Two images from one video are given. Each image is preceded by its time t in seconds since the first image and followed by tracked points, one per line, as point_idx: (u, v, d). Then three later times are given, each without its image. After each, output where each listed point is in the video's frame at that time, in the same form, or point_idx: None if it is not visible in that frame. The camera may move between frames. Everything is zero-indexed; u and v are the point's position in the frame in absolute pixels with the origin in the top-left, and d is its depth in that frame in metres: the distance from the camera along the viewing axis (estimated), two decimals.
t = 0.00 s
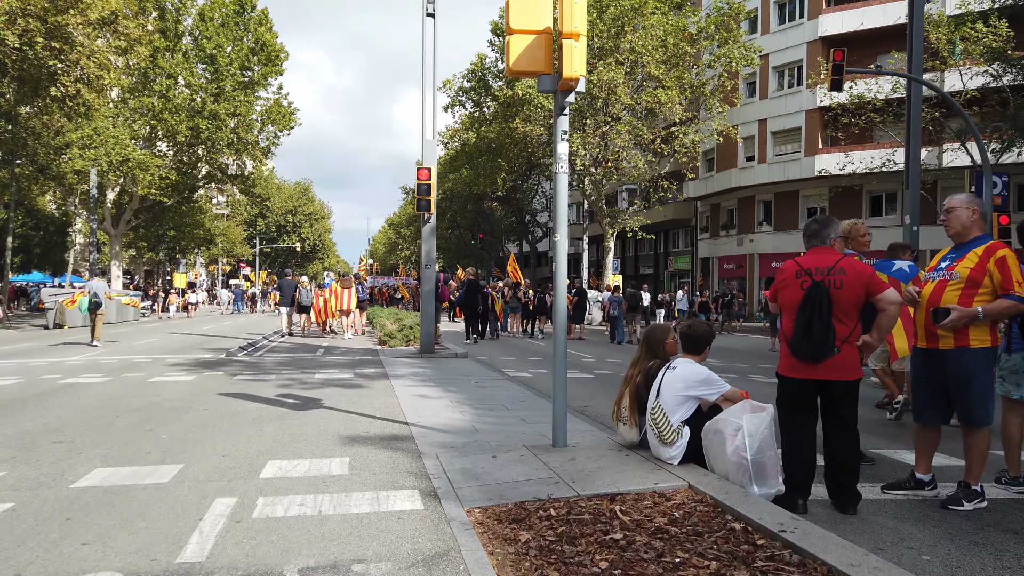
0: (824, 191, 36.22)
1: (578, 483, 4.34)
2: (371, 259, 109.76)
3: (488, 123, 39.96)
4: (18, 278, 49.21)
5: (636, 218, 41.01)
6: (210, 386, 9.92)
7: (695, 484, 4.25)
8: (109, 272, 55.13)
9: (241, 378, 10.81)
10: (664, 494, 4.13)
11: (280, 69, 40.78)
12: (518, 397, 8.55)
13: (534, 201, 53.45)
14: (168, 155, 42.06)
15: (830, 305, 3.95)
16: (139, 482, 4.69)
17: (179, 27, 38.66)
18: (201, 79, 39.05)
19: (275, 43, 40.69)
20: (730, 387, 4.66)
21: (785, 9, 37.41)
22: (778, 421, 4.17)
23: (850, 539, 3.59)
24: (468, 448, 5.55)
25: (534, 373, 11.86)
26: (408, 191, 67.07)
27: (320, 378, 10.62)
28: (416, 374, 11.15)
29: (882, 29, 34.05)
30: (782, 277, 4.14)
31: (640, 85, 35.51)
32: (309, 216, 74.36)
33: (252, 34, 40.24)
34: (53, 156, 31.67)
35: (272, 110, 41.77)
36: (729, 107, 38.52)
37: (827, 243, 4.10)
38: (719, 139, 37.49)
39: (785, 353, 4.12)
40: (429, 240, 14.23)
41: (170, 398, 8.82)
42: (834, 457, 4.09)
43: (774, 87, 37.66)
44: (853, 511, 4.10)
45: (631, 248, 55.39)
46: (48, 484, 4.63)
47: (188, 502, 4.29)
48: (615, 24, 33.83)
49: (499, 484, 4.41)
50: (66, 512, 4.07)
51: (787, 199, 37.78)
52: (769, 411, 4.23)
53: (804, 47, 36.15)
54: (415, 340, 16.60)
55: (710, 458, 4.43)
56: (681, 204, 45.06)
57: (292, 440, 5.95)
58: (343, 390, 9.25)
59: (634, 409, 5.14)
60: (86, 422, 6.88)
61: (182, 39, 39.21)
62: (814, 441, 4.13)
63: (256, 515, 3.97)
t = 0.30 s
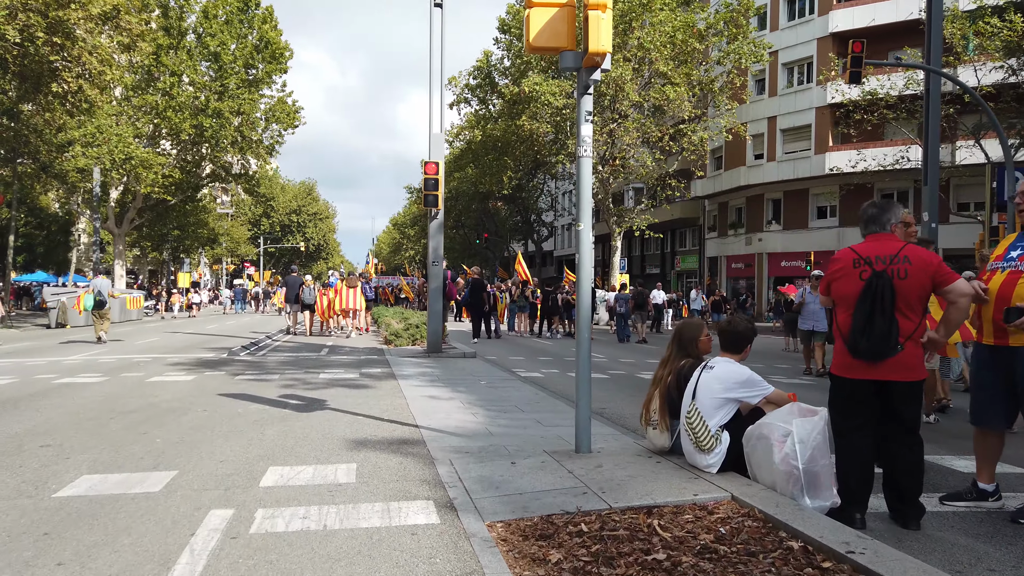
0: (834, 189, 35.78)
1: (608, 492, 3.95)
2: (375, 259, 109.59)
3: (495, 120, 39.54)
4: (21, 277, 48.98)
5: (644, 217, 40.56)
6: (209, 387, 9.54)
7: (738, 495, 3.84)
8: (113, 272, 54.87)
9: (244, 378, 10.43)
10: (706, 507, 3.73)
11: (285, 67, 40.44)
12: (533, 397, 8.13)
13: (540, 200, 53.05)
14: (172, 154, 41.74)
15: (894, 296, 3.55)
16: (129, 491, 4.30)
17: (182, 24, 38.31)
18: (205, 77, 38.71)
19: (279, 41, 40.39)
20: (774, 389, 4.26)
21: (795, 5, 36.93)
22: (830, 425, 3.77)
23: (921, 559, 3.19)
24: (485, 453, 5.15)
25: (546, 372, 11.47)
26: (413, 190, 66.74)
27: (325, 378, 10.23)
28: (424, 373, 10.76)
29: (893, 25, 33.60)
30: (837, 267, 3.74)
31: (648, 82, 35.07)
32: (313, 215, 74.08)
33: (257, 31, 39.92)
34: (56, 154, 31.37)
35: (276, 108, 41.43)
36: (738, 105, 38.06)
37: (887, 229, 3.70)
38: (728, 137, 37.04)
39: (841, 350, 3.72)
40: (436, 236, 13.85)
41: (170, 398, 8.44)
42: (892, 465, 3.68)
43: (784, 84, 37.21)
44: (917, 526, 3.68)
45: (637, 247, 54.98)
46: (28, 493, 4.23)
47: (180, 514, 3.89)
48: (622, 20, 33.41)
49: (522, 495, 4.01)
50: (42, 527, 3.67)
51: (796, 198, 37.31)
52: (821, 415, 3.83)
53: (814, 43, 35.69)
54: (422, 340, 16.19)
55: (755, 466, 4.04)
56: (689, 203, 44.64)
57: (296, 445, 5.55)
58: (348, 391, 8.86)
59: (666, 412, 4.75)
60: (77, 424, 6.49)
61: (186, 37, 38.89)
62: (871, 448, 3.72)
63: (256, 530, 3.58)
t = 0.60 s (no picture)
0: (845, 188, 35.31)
1: (643, 528, 3.51)
2: (379, 259, 109.38)
3: (500, 119, 39.15)
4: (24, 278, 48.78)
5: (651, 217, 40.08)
6: (207, 395, 9.11)
7: (792, 533, 3.38)
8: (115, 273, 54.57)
9: (242, 385, 9.98)
10: (756, 547, 3.27)
11: (288, 66, 40.08)
12: (547, 409, 7.69)
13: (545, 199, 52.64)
14: (175, 154, 41.41)
15: (975, 308, 3.09)
16: (107, 523, 3.86)
17: (184, 23, 37.99)
18: (208, 76, 38.37)
19: (282, 40, 40.04)
20: (826, 411, 3.82)
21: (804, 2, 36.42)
22: (898, 455, 3.33)
23: None
24: (501, 476, 4.70)
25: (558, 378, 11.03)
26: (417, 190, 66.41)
27: (328, 385, 9.80)
28: (431, 380, 10.33)
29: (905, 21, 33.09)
30: (907, 274, 3.31)
31: (656, 80, 34.63)
32: (317, 216, 73.74)
33: (260, 29, 39.59)
34: (57, 154, 31.06)
35: (279, 108, 41.07)
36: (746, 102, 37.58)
37: (962, 232, 3.28)
38: (736, 135, 36.53)
39: (910, 370, 3.29)
40: (443, 237, 13.41)
41: (164, 408, 8.01)
42: (974, 502, 3.23)
43: (793, 82, 36.71)
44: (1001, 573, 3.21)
45: (643, 247, 54.59)
46: None
47: (161, 554, 3.44)
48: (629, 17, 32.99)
49: (544, 532, 3.55)
50: (4, 568, 3.25)
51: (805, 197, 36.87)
52: (887, 442, 3.38)
53: (825, 40, 35.19)
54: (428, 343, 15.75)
55: (807, 498, 3.59)
56: (696, 202, 44.22)
57: (294, 467, 5.08)
58: (352, 401, 8.43)
59: (702, 432, 4.30)
60: (61, 440, 6.05)
61: (188, 36, 38.58)
62: (945, 481, 3.27)
63: None
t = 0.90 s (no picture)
0: (858, 185, 34.83)
1: (694, 549, 3.10)
2: (384, 259, 109.09)
3: (507, 116, 38.75)
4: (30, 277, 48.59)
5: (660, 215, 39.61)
6: (210, 396, 8.72)
7: (865, 554, 2.98)
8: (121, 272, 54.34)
9: (246, 386, 9.60)
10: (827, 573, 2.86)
11: (294, 64, 39.73)
12: (566, 411, 7.30)
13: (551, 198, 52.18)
14: (180, 152, 41.09)
15: None
16: (93, 538, 3.48)
17: (190, 20, 37.74)
18: (213, 73, 38.08)
19: (288, 37, 39.70)
20: (896, 416, 3.41)
21: None
22: (989, 467, 2.91)
23: None
24: (528, 485, 4.29)
25: (572, 378, 10.63)
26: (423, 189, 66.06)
27: (334, 385, 9.40)
28: (443, 380, 9.93)
29: (919, 16, 32.56)
30: (1000, 260, 2.88)
31: (666, 76, 34.18)
32: (323, 215, 73.40)
33: (265, 27, 39.27)
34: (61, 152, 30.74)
35: (285, 106, 40.73)
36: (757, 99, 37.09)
37: None
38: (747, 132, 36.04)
39: (1004, 370, 2.87)
40: (453, 232, 13.02)
41: (164, 409, 7.61)
42: None
43: (804, 78, 36.21)
44: None
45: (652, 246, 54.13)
46: None
47: None
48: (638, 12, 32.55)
49: (582, 551, 3.14)
50: None
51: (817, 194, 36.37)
52: (977, 454, 2.95)
53: (837, 36, 34.69)
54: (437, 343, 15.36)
55: (879, 516, 3.19)
56: (705, 201, 43.74)
57: (299, 474, 4.68)
58: (360, 402, 8.04)
59: (750, 438, 3.87)
60: (50, 444, 5.65)
61: (194, 33, 38.32)
62: None
63: None
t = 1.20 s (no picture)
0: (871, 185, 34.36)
1: None
2: (389, 259, 108.81)
3: (514, 115, 38.35)
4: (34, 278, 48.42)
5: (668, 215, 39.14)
6: (212, 406, 8.30)
7: None
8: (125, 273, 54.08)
9: (251, 394, 9.17)
10: None
11: (299, 63, 39.38)
12: (589, 423, 6.85)
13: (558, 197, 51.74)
14: (185, 152, 40.79)
15: None
16: None
17: (195, 19, 37.48)
18: (218, 72, 37.80)
19: (294, 36, 39.36)
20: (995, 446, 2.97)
21: None
22: None
23: None
24: (563, 517, 3.86)
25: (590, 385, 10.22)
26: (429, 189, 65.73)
27: (342, 394, 8.96)
28: (456, 388, 9.50)
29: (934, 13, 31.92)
30: None
31: (676, 73, 33.75)
32: (328, 216, 73.03)
33: (270, 26, 38.97)
34: (65, 152, 30.44)
35: (290, 105, 40.40)
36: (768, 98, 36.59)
37: None
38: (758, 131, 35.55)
39: None
40: (464, 233, 12.60)
41: (164, 420, 7.20)
42: None
43: (816, 76, 35.71)
44: None
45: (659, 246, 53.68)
46: None
47: None
48: (648, 9, 32.14)
49: None
50: None
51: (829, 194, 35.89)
52: None
53: (849, 33, 34.17)
54: (447, 347, 14.92)
55: (980, 563, 2.77)
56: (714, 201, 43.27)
57: (308, 502, 4.25)
58: (370, 412, 7.61)
59: (817, 465, 3.45)
60: (39, 463, 5.23)
61: (199, 32, 38.05)
62: None
63: None
